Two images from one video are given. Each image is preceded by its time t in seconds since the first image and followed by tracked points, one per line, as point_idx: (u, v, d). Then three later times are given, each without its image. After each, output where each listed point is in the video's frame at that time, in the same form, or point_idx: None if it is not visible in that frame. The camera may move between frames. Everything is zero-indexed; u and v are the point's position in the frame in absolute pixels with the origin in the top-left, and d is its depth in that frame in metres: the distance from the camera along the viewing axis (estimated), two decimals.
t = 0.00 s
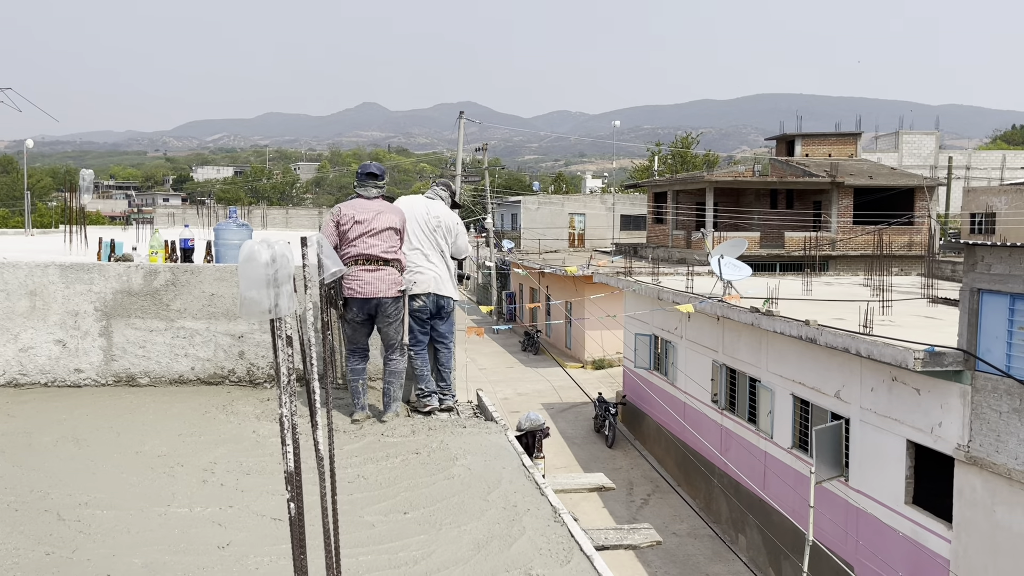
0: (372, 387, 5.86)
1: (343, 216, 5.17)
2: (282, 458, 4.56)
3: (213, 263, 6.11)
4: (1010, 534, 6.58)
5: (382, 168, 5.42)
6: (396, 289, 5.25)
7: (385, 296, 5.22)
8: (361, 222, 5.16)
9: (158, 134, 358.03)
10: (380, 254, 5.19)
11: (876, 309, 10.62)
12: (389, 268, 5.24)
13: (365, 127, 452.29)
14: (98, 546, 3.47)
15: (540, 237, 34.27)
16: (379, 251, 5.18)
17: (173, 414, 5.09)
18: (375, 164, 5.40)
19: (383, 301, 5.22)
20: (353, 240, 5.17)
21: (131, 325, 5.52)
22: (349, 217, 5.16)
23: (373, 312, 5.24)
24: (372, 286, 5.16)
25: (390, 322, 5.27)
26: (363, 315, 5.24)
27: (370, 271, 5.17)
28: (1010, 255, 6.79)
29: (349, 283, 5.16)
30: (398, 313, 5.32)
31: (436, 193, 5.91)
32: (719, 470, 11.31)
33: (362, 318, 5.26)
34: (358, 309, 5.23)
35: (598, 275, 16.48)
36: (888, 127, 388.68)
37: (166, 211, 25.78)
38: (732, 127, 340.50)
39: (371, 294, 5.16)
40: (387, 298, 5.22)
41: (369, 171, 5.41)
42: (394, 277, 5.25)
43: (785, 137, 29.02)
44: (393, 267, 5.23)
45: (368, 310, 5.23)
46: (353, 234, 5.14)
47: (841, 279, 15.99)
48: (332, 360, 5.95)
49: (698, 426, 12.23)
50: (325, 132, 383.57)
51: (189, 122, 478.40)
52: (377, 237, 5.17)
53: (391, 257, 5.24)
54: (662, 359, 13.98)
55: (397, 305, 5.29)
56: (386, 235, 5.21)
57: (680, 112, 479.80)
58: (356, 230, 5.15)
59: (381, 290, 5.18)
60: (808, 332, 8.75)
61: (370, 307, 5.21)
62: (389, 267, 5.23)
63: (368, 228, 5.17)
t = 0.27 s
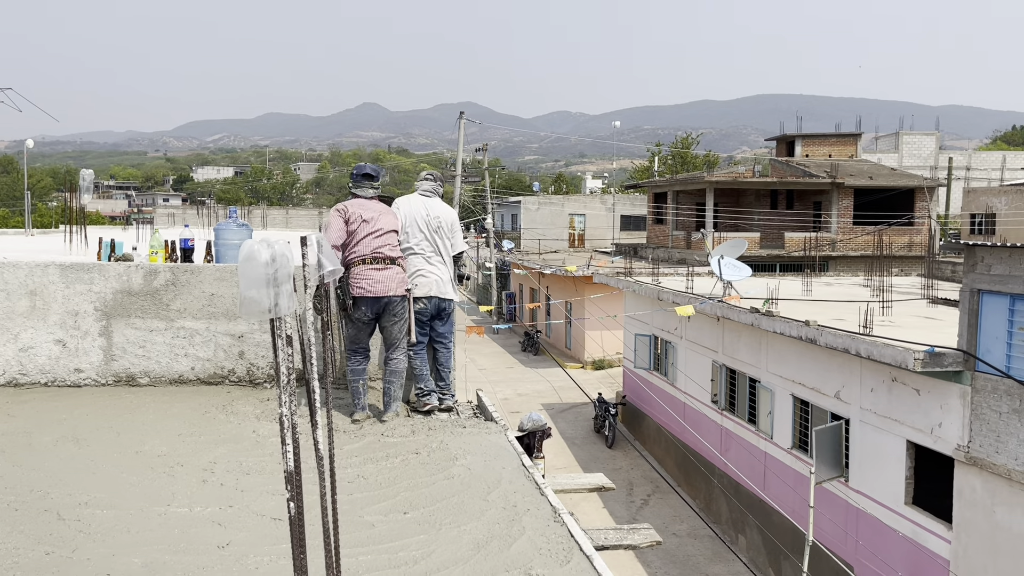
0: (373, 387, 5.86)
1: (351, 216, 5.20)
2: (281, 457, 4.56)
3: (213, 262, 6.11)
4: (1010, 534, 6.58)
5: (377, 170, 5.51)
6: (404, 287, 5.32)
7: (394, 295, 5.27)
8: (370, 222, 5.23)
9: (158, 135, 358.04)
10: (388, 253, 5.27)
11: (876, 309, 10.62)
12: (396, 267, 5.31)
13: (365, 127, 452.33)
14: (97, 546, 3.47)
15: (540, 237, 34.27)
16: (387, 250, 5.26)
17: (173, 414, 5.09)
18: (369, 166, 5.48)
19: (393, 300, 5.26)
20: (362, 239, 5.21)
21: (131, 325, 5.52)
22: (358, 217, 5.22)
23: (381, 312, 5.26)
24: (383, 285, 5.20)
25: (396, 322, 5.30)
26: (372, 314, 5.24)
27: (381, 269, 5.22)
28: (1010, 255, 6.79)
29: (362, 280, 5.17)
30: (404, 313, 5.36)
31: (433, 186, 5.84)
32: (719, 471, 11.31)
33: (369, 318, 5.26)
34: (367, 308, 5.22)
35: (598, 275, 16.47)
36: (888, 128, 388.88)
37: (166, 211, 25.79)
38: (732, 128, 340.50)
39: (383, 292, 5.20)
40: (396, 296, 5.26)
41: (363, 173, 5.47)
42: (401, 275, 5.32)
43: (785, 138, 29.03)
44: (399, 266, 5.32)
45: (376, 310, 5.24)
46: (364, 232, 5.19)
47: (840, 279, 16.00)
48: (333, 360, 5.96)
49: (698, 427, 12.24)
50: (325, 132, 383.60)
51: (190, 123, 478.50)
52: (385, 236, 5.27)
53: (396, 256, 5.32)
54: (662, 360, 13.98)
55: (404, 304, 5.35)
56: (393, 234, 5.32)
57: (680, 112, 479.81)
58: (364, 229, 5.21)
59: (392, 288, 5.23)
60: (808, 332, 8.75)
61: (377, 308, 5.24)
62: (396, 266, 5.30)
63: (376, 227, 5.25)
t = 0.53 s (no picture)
0: (375, 388, 5.86)
1: (357, 217, 5.23)
2: (283, 458, 4.56)
3: (215, 263, 6.12)
4: (1010, 535, 6.59)
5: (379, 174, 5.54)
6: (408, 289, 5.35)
7: (399, 295, 5.28)
8: (376, 224, 5.29)
9: (157, 136, 357.88)
10: (393, 255, 5.30)
11: (876, 310, 10.63)
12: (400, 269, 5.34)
13: (364, 129, 452.34)
14: (100, 546, 3.48)
15: (540, 238, 34.26)
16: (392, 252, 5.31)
17: (175, 414, 5.10)
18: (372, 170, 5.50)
19: (398, 300, 5.27)
20: (369, 240, 5.25)
21: (133, 326, 5.52)
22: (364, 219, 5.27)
23: (386, 312, 5.27)
24: (389, 285, 5.21)
25: (400, 322, 5.31)
26: (378, 314, 5.25)
27: (387, 269, 5.24)
28: (1010, 257, 6.80)
29: (368, 280, 5.18)
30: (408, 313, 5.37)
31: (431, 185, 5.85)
32: (720, 472, 11.32)
33: (373, 319, 5.26)
34: (373, 308, 5.22)
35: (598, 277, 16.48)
36: (887, 129, 389.38)
37: (166, 211, 25.79)
38: (731, 130, 340.64)
39: (390, 291, 5.21)
40: (401, 297, 5.28)
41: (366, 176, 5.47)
42: (404, 277, 5.35)
43: (785, 139, 29.04)
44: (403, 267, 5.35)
45: (381, 310, 5.25)
46: (370, 233, 5.23)
47: (841, 281, 16.00)
48: (335, 360, 5.96)
49: (698, 428, 12.25)
50: (324, 134, 383.59)
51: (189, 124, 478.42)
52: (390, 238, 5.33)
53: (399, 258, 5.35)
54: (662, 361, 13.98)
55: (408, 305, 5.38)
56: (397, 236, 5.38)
57: (679, 114, 480.05)
58: (370, 231, 5.25)
59: (398, 289, 5.24)
60: (808, 333, 8.76)
61: (382, 308, 5.24)
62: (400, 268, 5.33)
63: (382, 230, 5.31)
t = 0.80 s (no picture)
0: (375, 390, 5.86)
1: (357, 218, 5.22)
2: (283, 460, 4.56)
3: (216, 264, 6.11)
4: (1011, 536, 6.59)
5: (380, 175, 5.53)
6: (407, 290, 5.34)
7: (398, 296, 5.27)
8: (377, 224, 5.29)
9: (157, 137, 357.96)
10: (393, 256, 5.30)
11: (877, 312, 10.63)
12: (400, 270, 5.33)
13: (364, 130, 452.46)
14: (100, 548, 3.47)
15: (540, 239, 34.26)
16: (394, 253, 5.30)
17: (176, 416, 5.09)
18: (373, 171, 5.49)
19: (397, 301, 5.27)
20: (370, 241, 5.25)
21: (133, 327, 5.52)
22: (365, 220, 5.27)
23: (386, 313, 5.27)
24: (389, 285, 5.21)
25: (400, 322, 5.31)
26: (377, 315, 5.25)
27: (387, 270, 5.24)
28: (1011, 258, 6.80)
29: (367, 281, 5.17)
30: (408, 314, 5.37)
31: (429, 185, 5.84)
32: (720, 473, 11.32)
33: (373, 320, 5.26)
34: (373, 309, 5.22)
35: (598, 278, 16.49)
36: (887, 130, 389.60)
37: (167, 212, 25.81)
38: (731, 131, 340.68)
39: (389, 293, 5.21)
40: (400, 297, 5.27)
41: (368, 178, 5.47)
42: (404, 278, 5.34)
43: (785, 140, 29.05)
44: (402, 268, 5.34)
45: (381, 310, 5.25)
46: (371, 234, 5.23)
47: (841, 282, 16.01)
48: (336, 362, 5.96)
49: (699, 429, 12.25)
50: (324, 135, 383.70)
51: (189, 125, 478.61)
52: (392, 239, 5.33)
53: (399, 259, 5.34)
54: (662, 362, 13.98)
55: (407, 306, 5.37)
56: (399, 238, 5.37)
57: (679, 115, 480.18)
58: (370, 232, 5.24)
59: (397, 290, 5.24)
60: (808, 334, 8.76)
61: (382, 309, 5.24)
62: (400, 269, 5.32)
63: (383, 230, 5.30)
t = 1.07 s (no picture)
0: (373, 392, 5.86)
1: (353, 221, 5.22)
2: (281, 462, 4.56)
3: (214, 266, 6.12)
4: (1011, 539, 6.58)
5: (381, 176, 5.50)
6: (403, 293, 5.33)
7: (393, 299, 5.27)
8: (374, 227, 5.26)
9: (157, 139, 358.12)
10: (390, 259, 5.28)
11: (876, 313, 10.63)
12: (396, 273, 5.31)
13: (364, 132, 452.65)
14: (98, 550, 3.47)
15: (540, 241, 34.26)
16: (390, 256, 5.27)
17: (174, 418, 5.09)
18: (374, 172, 5.48)
19: (392, 304, 5.26)
20: (365, 243, 5.23)
21: (132, 330, 5.53)
22: (361, 222, 5.25)
23: (381, 316, 5.27)
24: (383, 289, 5.20)
25: (397, 325, 5.31)
26: (373, 317, 5.25)
27: (382, 273, 5.23)
28: (1010, 260, 6.80)
29: (361, 284, 5.17)
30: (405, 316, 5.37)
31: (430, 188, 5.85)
32: (719, 475, 11.31)
33: (369, 322, 5.27)
34: (368, 311, 5.22)
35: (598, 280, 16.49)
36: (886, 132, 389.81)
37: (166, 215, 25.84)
38: (731, 133, 340.78)
39: (384, 296, 5.21)
40: (395, 301, 5.27)
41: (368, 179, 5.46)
42: (400, 281, 5.32)
43: (784, 142, 29.07)
44: (399, 271, 5.32)
45: (376, 313, 5.25)
46: (366, 237, 5.22)
47: (841, 283, 16.03)
48: (334, 365, 5.96)
49: (698, 431, 12.25)
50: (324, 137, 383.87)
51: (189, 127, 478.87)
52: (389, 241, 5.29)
53: (396, 262, 5.32)
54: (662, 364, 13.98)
55: (403, 308, 5.37)
56: (396, 240, 5.34)
57: (678, 117, 480.45)
58: (366, 235, 5.22)
59: (391, 293, 5.23)
60: (808, 336, 8.76)
61: (378, 311, 5.24)
62: (396, 272, 5.30)
63: (380, 232, 5.27)
